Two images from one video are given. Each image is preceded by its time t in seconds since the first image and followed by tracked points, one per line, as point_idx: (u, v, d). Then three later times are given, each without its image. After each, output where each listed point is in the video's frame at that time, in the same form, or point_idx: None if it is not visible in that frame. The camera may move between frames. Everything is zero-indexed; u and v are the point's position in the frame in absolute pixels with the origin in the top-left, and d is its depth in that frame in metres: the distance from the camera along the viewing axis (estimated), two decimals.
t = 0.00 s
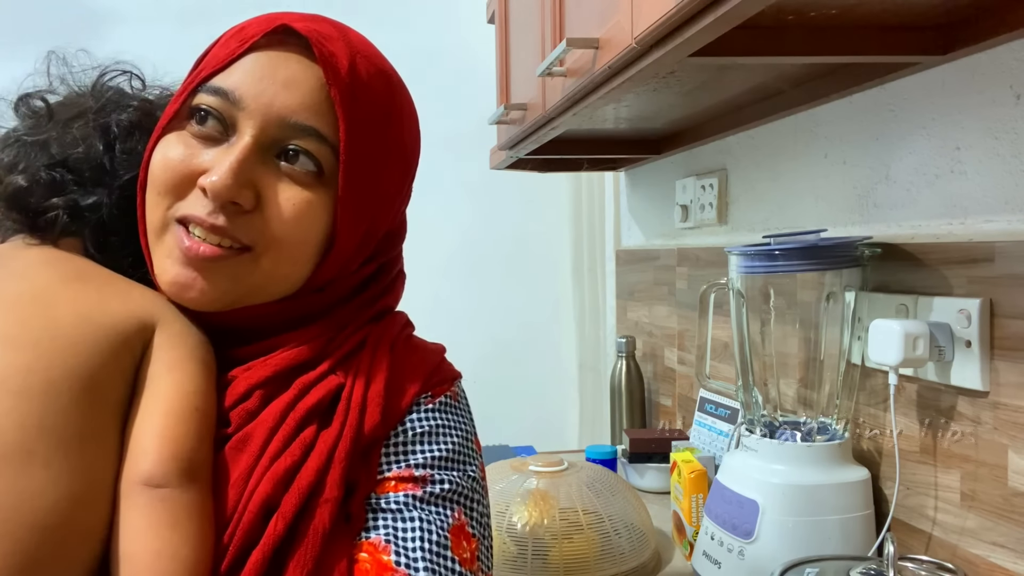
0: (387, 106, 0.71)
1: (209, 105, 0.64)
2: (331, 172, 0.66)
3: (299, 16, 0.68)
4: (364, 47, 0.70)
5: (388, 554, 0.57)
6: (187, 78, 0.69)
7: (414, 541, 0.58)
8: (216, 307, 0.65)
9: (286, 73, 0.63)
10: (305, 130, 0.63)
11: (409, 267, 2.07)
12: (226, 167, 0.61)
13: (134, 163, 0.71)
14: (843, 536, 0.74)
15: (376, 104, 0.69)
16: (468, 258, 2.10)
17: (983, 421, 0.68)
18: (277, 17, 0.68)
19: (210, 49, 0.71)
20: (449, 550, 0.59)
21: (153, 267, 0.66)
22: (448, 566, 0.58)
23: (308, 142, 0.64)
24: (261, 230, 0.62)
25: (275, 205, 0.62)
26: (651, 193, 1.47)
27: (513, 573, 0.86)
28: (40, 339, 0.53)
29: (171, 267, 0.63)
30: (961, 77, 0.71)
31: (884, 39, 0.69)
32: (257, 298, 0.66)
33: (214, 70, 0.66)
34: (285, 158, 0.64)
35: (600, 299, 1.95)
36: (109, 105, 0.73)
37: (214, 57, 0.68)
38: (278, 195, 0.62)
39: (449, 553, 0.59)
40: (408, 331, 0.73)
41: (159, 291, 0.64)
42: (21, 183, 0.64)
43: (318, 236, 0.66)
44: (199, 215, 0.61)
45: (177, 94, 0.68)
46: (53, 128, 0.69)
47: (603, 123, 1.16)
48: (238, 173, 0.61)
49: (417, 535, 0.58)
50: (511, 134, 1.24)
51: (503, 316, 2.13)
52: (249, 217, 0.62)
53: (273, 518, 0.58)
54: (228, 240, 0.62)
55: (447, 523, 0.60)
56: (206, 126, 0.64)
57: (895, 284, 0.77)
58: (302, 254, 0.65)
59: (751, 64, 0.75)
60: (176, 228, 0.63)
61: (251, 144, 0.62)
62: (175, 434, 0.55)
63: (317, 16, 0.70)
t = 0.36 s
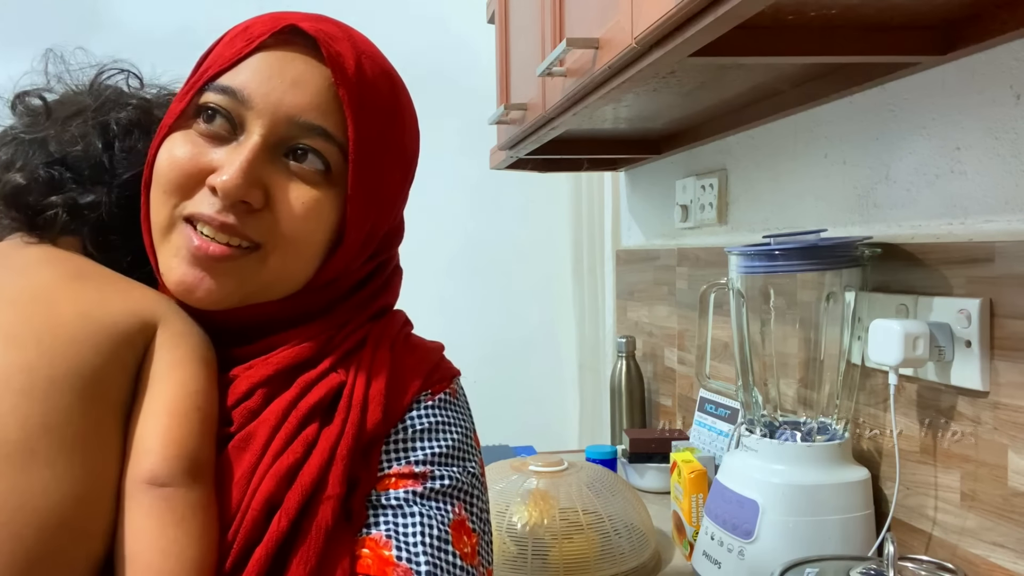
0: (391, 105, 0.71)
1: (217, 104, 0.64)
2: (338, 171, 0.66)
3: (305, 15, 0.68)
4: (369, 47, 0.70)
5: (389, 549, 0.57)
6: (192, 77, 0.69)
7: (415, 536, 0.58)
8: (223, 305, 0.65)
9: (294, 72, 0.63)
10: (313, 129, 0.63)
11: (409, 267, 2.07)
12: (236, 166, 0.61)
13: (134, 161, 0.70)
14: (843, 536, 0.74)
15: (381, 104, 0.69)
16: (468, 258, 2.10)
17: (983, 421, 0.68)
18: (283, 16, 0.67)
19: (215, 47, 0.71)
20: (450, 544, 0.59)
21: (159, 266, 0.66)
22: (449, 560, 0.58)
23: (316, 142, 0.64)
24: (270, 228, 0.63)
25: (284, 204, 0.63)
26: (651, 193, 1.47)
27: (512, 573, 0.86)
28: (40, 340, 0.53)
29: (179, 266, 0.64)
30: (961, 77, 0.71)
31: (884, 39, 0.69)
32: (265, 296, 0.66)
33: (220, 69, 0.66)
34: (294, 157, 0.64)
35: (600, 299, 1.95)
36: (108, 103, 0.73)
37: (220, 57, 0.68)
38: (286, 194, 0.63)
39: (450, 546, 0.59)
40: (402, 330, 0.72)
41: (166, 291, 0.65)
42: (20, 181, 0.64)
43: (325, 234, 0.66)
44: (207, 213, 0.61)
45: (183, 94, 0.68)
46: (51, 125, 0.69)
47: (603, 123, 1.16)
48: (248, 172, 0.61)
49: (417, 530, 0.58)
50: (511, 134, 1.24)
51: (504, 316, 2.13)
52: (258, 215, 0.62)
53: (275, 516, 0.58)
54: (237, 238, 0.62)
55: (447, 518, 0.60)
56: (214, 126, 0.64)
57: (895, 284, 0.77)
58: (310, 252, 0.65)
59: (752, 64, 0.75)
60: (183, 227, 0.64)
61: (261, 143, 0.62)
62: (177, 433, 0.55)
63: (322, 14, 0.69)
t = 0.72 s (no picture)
0: (389, 106, 0.71)
1: (211, 106, 0.64)
2: (335, 174, 0.66)
3: (302, 16, 0.68)
4: (367, 48, 0.70)
5: (377, 554, 0.57)
6: (187, 78, 0.69)
7: (404, 540, 0.57)
8: (219, 307, 0.65)
9: (290, 74, 0.63)
10: (309, 132, 0.63)
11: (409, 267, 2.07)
12: (231, 169, 0.61)
13: (130, 161, 0.70)
14: (843, 537, 0.74)
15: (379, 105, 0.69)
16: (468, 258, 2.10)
17: (983, 421, 0.68)
18: (280, 17, 0.67)
19: (211, 47, 0.71)
20: (439, 550, 0.58)
21: (155, 267, 0.66)
22: (438, 565, 0.57)
23: (313, 145, 0.64)
24: (266, 231, 0.63)
25: (279, 206, 0.63)
26: (650, 192, 1.47)
27: (513, 573, 0.86)
28: (38, 340, 0.53)
29: (174, 268, 0.64)
30: (961, 76, 0.71)
31: (884, 39, 0.69)
32: (260, 298, 0.66)
33: (216, 71, 0.66)
34: (290, 159, 0.64)
35: (601, 298, 1.95)
36: (104, 101, 0.73)
37: (216, 57, 0.67)
38: (282, 197, 0.63)
39: (440, 552, 0.58)
40: (405, 330, 0.73)
41: (161, 292, 0.65)
42: (15, 180, 0.64)
43: (321, 236, 0.66)
44: (202, 215, 0.62)
45: (177, 94, 0.68)
46: (47, 124, 0.69)
47: (603, 123, 1.16)
48: (243, 175, 0.61)
49: (407, 534, 0.58)
50: (511, 134, 1.24)
51: (503, 316, 2.13)
52: (254, 218, 0.62)
53: (263, 519, 0.57)
54: (233, 241, 0.62)
55: (438, 523, 0.60)
56: (209, 127, 0.64)
57: (895, 284, 0.77)
58: (306, 254, 0.65)
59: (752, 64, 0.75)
60: (178, 229, 0.64)
61: (256, 145, 0.62)
62: (164, 436, 0.55)
63: (319, 15, 0.69)
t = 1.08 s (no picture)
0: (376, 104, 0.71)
1: (198, 107, 0.64)
2: (323, 172, 0.66)
3: (287, 16, 0.68)
4: (353, 47, 0.70)
5: (364, 547, 0.56)
6: (175, 79, 0.69)
7: (391, 533, 0.57)
8: (208, 307, 0.66)
9: (275, 74, 0.63)
10: (296, 131, 0.63)
11: (409, 268, 2.07)
12: (219, 169, 0.61)
13: (120, 162, 0.70)
14: (843, 536, 0.74)
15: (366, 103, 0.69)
16: (468, 258, 2.10)
17: (983, 421, 0.68)
18: (266, 17, 0.67)
19: (198, 47, 0.71)
20: (428, 543, 0.58)
21: (145, 268, 0.67)
22: (426, 558, 0.57)
23: (300, 144, 0.64)
24: (253, 230, 0.63)
25: (268, 205, 0.63)
26: (650, 192, 1.47)
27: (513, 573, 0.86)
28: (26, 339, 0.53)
29: (163, 267, 0.64)
30: (961, 77, 0.71)
31: (884, 39, 0.69)
32: (251, 298, 0.66)
33: (202, 72, 0.66)
34: (277, 158, 0.64)
35: (601, 299, 1.95)
36: (93, 103, 0.73)
37: (203, 58, 0.68)
38: (270, 195, 0.63)
39: (428, 545, 0.58)
40: (393, 325, 0.73)
41: (152, 292, 0.65)
42: (5, 183, 0.65)
43: (309, 235, 0.66)
44: (191, 215, 0.62)
45: (166, 96, 0.68)
46: (37, 128, 0.69)
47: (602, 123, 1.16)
48: (230, 175, 0.61)
49: (394, 528, 0.57)
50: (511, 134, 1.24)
51: (503, 316, 2.13)
52: (242, 217, 0.62)
53: (249, 511, 0.57)
54: (221, 240, 0.63)
55: (426, 516, 0.59)
56: (197, 129, 0.64)
57: (895, 284, 0.77)
58: (294, 252, 0.65)
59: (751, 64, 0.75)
60: (168, 228, 0.64)
61: (243, 145, 0.62)
62: (149, 430, 0.55)
63: (305, 15, 0.69)
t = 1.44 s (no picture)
0: (342, 112, 0.70)
1: (169, 136, 0.63)
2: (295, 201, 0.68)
3: (256, 33, 0.65)
4: (323, 65, 0.69)
5: (333, 530, 0.57)
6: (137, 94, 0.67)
7: (358, 515, 0.58)
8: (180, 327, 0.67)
9: (250, 107, 0.62)
10: (273, 166, 0.64)
11: (410, 268, 2.07)
12: (197, 205, 0.61)
13: (65, 165, 0.68)
14: (843, 536, 0.74)
15: (337, 120, 0.69)
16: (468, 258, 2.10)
17: (983, 421, 0.68)
18: (236, 36, 0.65)
19: (162, 57, 0.68)
20: (396, 523, 0.58)
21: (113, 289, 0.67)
22: (393, 538, 0.58)
23: (275, 176, 0.65)
24: (226, 259, 0.64)
25: (243, 235, 0.64)
26: (651, 192, 1.47)
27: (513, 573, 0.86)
28: None
29: (135, 293, 0.64)
30: (961, 76, 0.71)
31: (884, 39, 0.69)
32: (221, 313, 0.68)
33: (169, 98, 0.63)
34: (251, 189, 0.65)
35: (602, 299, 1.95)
36: (35, 103, 0.70)
37: (167, 77, 0.65)
38: (245, 226, 0.64)
39: (395, 525, 0.58)
40: (353, 317, 0.73)
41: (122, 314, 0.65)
42: None
43: (279, 256, 0.68)
44: (165, 246, 0.62)
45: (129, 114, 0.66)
46: None
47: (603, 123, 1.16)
48: (208, 212, 0.62)
49: (362, 510, 0.58)
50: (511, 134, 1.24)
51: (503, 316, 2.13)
52: (217, 247, 0.64)
53: (217, 500, 0.58)
54: (194, 270, 0.64)
55: (393, 498, 0.59)
56: (168, 159, 0.64)
57: (896, 284, 0.77)
58: (265, 274, 0.67)
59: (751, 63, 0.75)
60: (138, 253, 0.64)
61: (219, 181, 0.62)
62: (108, 422, 0.54)
63: (275, 27, 0.67)
